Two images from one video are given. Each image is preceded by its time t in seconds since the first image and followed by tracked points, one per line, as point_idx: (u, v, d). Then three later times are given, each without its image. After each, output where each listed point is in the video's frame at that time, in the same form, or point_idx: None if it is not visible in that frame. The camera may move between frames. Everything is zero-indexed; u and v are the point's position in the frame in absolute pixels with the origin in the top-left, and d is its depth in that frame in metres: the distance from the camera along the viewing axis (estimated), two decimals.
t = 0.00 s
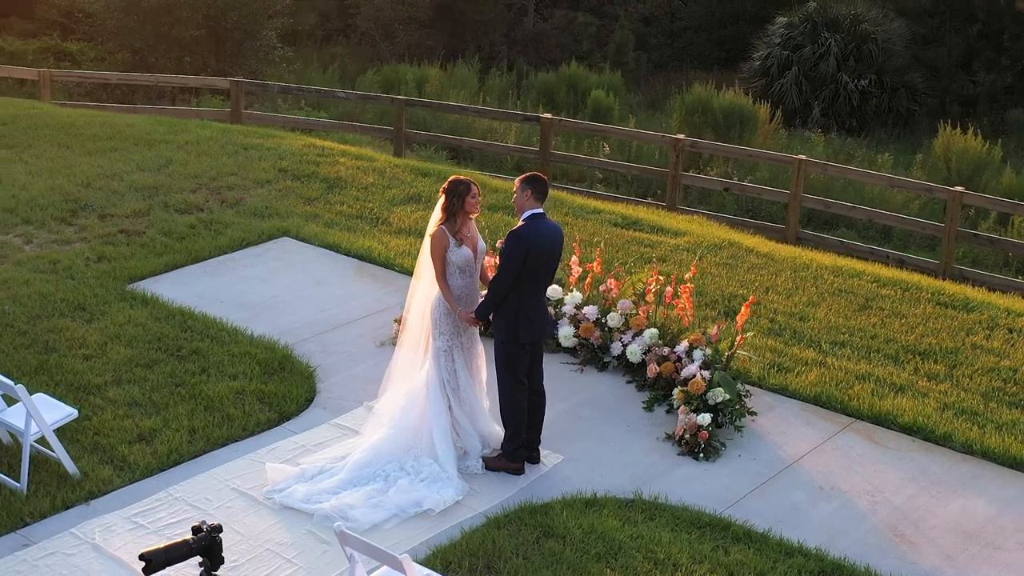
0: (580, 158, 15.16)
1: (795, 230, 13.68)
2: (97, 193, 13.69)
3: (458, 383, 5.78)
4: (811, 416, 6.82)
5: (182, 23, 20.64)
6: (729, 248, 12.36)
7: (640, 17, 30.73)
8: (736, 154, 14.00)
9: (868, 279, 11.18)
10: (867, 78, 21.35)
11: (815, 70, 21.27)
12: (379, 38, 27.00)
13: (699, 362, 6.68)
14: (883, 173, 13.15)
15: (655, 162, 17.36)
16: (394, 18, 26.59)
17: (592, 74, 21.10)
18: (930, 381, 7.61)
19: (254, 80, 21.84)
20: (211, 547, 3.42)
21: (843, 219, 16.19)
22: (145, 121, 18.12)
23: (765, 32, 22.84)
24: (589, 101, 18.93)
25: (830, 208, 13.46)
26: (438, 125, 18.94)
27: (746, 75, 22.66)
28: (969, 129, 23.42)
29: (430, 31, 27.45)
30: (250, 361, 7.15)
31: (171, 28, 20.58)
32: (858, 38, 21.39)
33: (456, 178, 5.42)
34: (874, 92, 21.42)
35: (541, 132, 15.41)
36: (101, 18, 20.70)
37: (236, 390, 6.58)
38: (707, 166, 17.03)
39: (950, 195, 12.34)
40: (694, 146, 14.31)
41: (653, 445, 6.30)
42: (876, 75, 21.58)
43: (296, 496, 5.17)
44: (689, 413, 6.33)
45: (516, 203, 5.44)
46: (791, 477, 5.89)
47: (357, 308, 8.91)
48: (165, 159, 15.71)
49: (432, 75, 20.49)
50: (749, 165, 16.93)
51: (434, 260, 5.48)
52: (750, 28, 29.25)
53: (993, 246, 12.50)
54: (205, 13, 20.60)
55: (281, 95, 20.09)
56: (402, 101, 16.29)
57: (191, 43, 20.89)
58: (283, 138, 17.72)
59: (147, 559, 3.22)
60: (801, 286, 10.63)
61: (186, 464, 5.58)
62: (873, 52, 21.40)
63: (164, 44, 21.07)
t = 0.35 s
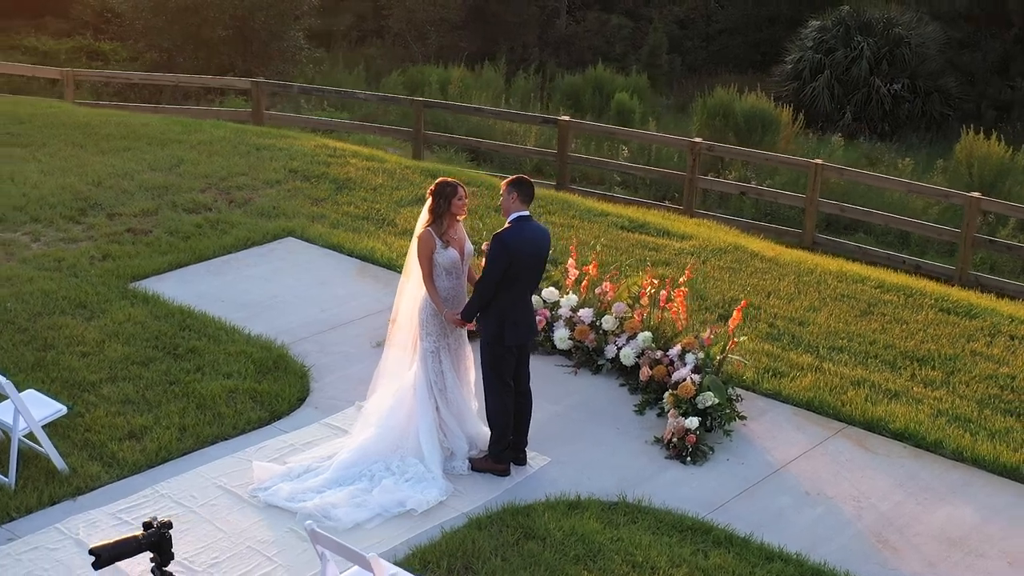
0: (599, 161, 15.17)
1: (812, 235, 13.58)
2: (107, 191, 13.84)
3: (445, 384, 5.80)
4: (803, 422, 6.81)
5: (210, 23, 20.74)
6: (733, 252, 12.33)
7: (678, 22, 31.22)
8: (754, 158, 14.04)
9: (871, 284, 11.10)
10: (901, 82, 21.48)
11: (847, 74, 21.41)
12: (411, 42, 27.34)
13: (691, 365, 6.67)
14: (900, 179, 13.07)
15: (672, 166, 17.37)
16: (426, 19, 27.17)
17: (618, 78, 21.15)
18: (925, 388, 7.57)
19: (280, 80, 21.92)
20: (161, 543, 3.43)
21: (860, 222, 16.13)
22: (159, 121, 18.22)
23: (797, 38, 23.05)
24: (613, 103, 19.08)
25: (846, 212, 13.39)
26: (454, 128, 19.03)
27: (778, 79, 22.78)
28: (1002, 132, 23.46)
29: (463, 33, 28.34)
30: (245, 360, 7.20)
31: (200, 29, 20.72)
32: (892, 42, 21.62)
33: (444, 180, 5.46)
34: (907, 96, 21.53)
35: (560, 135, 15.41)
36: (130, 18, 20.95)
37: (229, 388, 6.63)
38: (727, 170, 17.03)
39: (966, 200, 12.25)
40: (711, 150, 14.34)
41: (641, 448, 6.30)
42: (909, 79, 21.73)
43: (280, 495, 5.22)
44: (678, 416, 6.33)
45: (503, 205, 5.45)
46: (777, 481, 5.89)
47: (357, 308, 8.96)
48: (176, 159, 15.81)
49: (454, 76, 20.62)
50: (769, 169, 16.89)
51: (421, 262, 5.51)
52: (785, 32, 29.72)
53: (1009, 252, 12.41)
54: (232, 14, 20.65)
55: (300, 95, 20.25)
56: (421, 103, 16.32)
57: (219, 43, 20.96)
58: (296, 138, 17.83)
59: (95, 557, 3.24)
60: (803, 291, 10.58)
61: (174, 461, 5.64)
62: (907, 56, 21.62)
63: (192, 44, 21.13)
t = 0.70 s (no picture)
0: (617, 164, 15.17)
1: (831, 240, 13.54)
2: (117, 190, 13.98)
3: (430, 385, 5.83)
4: (792, 427, 6.80)
5: (237, 24, 20.88)
6: (737, 256, 12.29)
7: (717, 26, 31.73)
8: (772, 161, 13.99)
9: (873, 290, 11.02)
10: (936, 87, 21.54)
11: (882, 78, 21.55)
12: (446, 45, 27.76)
13: (680, 369, 6.66)
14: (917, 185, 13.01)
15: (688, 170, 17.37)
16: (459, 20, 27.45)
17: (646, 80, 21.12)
18: (918, 395, 7.54)
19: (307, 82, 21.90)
20: (108, 537, 3.21)
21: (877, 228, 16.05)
22: (174, 121, 18.34)
23: (832, 42, 23.24)
24: (639, 106, 19.20)
25: (864, 218, 13.32)
26: (471, 129, 19.11)
27: (813, 84, 22.99)
28: None
29: (496, 35, 28.88)
30: (239, 359, 7.26)
31: (228, 29, 20.86)
32: (928, 46, 21.71)
33: (429, 182, 5.52)
34: (942, 101, 21.55)
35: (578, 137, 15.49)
36: (159, 18, 21.24)
37: (220, 387, 6.69)
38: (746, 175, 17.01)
39: (984, 206, 12.20)
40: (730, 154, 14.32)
41: (627, 451, 6.32)
42: (944, 84, 21.75)
43: (262, 493, 5.27)
44: (664, 419, 6.34)
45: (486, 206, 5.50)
46: (761, 486, 5.90)
47: (355, 309, 9.00)
48: (188, 159, 15.90)
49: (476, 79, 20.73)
50: (788, 173, 16.85)
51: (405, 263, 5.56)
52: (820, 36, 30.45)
53: None
54: (260, 14, 20.83)
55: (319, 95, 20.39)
56: (441, 105, 16.34)
57: (247, 43, 21.08)
58: (310, 138, 17.94)
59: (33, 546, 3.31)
60: (804, 295, 10.54)
61: (161, 458, 5.71)
62: (943, 60, 21.69)
63: (220, 45, 21.23)
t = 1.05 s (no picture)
0: (632, 167, 15.18)
1: (844, 243, 13.46)
2: (124, 188, 14.11)
3: (416, 386, 5.87)
4: (781, 431, 6.80)
5: (262, 24, 21.04)
6: (740, 259, 12.26)
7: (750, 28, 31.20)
8: (788, 165, 13.98)
9: (875, 295, 10.98)
10: (967, 91, 21.51)
11: (912, 82, 21.57)
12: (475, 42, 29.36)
13: (669, 372, 6.66)
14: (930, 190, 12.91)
15: (704, 174, 17.36)
16: (489, 21, 29.21)
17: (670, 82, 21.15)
18: (909, 400, 7.52)
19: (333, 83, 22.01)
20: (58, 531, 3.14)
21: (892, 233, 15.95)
22: (187, 121, 18.44)
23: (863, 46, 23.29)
24: (659, 109, 19.28)
25: (877, 223, 13.23)
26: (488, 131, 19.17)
27: (843, 87, 23.06)
28: None
29: (528, 38, 29.73)
30: (233, 358, 7.31)
31: (253, 29, 21.01)
32: (959, 50, 21.79)
33: (414, 184, 5.56)
34: (973, 106, 21.50)
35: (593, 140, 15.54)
36: (186, 19, 21.48)
37: (212, 385, 6.74)
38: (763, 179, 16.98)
39: (999, 212, 12.09)
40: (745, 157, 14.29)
41: (613, 454, 6.34)
42: (976, 89, 21.70)
43: (245, 490, 5.33)
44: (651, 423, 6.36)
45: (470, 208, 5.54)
46: (744, 490, 5.91)
47: (353, 309, 9.05)
48: (197, 159, 16.00)
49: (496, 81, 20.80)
50: (805, 177, 16.80)
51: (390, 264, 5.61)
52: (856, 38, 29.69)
53: None
54: (285, 15, 21.02)
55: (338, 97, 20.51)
56: (457, 106, 16.35)
57: (270, 43, 21.21)
58: (321, 138, 18.02)
59: None
60: (802, 300, 10.52)
61: (148, 455, 5.77)
62: (975, 64, 21.69)
63: (245, 45, 21.37)
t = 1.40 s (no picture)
0: (650, 170, 15.20)
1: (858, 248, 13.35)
2: (135, 187, 14.23)
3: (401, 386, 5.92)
4: (769, 436, 6.81)
5: (290, 24, 21.22)
6: (744, 263, 12.22)
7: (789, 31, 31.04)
8: (806, 169, 13.94)
9: (878, 301, 10.93)
10: (1004, 96, 21.27)
11: (948, 86, 21.49)
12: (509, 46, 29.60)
13: (657, 375, 6.66)
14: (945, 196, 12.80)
15: (725, 178, 17.32)
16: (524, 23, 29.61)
17: (699, 86, 21.27)
18: (901, 407, 7.50)
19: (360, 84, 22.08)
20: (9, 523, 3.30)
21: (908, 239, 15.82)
22: (201, 121, 18.54)
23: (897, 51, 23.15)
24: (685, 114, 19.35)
25: (894, 228, 13.18)
26: (508, 133, 19.22)
27: (878, 91, 22.99)
28: None
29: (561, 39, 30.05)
30: (227, 356, 7.38)
31: (281, 29, 21.19)
32: (996, 55, 21.59)
33: (400, 185, 5.62)
34: (1008, 111, 21.16)
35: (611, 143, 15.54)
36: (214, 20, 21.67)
37: (204, 383, 6.81)
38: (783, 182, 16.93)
39: (1016, 216, 12.05)
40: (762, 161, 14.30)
41: (598, 456, 6.36)
42: (1013, 94, 21.47)
43: (229, 487, 5.39)
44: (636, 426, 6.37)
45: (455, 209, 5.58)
46: (728, 494, 5.92)
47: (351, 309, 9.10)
48: (209, 159, 16.11)
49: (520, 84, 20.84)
50: (824, 182, 16.75)
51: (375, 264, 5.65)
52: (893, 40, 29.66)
53: None
54: (314, 15, 21.17)
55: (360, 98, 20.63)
56: (478, 107, 16.36)
57: (298, 43, 21.37)
58: (334, 139, 18.10)
59: None
60: (802, 305, 10.49)
61: (136, 451, 5.85)
62: (1011, 69, 21.50)
63: (272, 45, 21.53)
